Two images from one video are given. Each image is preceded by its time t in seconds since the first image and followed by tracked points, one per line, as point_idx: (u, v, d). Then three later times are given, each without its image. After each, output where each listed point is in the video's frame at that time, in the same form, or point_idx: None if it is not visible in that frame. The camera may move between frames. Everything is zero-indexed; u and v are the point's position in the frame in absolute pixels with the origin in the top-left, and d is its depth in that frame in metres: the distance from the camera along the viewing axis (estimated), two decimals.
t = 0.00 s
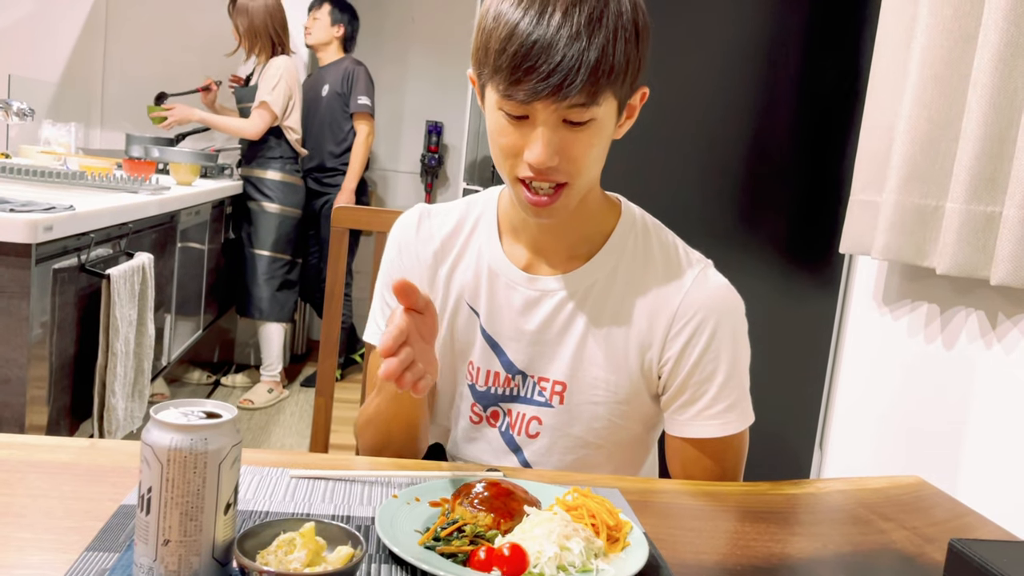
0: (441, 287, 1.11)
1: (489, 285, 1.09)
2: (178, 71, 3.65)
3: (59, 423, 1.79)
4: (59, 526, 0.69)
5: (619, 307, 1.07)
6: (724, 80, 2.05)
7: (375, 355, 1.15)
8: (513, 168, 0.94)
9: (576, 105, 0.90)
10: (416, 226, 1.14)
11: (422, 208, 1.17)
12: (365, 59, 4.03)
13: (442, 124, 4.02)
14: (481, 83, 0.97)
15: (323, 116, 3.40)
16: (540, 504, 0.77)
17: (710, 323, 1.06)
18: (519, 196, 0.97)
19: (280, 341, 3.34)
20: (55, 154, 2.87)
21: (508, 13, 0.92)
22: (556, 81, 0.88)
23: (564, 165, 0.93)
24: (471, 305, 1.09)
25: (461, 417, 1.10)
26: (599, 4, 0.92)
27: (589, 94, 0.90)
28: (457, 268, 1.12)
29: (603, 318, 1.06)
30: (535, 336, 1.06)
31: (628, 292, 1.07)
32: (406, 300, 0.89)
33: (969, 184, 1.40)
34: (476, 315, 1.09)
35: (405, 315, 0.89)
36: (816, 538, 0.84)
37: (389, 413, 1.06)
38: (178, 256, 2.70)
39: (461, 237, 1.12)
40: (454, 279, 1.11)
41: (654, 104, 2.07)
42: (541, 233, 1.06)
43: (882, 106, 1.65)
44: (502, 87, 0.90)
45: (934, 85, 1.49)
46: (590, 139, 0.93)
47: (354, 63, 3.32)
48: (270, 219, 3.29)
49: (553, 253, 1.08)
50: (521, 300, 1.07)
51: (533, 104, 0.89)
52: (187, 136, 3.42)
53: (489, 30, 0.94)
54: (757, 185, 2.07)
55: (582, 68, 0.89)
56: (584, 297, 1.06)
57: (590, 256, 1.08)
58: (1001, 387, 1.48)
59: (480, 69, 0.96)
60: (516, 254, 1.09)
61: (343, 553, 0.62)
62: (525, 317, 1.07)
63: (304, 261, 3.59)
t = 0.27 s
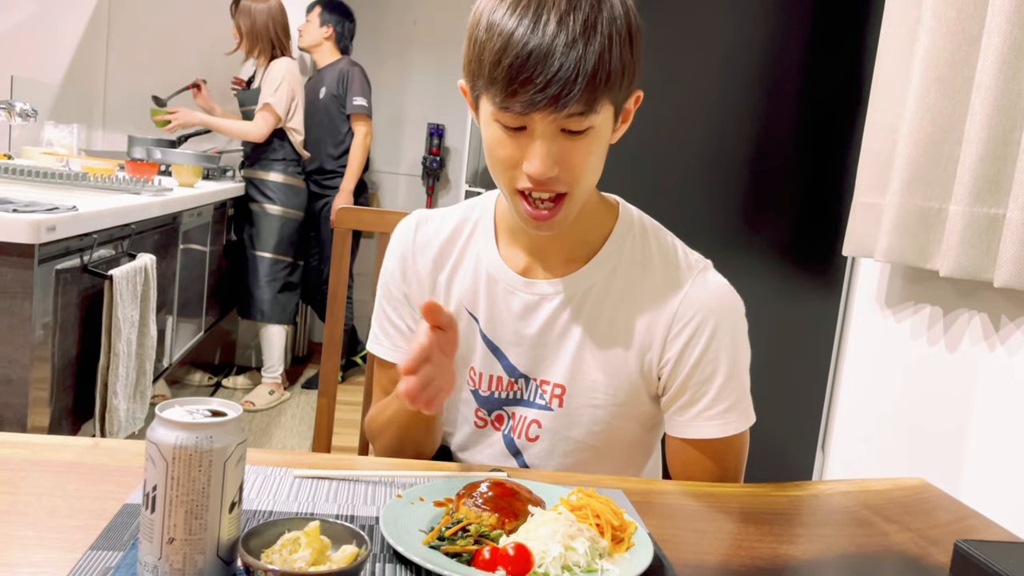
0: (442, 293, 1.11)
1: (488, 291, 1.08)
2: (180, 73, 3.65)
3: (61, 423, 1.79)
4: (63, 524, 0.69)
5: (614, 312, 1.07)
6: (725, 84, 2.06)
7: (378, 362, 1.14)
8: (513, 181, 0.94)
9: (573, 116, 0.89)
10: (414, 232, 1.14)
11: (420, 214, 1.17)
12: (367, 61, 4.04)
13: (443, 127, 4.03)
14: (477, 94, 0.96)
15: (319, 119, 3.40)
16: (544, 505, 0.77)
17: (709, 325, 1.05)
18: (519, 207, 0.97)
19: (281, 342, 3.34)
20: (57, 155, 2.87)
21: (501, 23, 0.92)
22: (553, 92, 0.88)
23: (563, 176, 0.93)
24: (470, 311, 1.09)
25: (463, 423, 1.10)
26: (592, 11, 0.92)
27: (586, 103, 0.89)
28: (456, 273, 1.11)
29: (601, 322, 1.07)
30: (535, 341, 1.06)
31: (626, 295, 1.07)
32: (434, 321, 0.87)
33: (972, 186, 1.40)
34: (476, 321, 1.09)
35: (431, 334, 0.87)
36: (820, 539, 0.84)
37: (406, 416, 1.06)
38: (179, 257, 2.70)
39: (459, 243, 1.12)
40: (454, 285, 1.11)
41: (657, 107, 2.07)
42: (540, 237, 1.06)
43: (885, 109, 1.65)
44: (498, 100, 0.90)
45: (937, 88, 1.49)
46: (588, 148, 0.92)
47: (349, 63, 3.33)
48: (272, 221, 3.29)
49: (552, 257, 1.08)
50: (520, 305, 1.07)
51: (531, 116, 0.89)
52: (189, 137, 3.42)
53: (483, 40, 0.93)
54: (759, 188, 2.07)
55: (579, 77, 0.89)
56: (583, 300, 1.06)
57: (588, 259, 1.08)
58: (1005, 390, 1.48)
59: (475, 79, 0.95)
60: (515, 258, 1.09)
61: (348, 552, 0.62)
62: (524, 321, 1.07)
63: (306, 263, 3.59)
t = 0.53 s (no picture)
0: (440, 299, 1.10)
1: (486, 296, 1.08)
2: (182, 74, 3.66)
3: (63, 424, 1.79)
4: (66, 525, 0.69)
5: (609, 318, 1.06)
6: (727, 86, 2.06)
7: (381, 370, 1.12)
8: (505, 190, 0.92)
9: (564, 124, 0.88)
10: (411, 237, 1.13)
11: (416, 219, 1.16)
12: (369, 62, 4.04)
13: (445, 128, 4.03)
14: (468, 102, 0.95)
15: (315, 122, 3.39)
16: (548, 507, 0.77)
17: (706, 329, 1.04)
18: (512, 216, 0.95)
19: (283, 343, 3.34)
20: (59, 156, 2.87)
21: (492, 32, 0.91)
22: (543, 100, 0.87)
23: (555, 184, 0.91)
24: (470, 318, 1.09)
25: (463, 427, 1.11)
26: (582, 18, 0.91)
27: (577, 111, 0.88)
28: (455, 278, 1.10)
29: (599, 327, 1.06)
30: (532, 348, 1.07)
31: (622, 299, 1.06)
32: (508, 342, 0.94)
33: (975, 188, 1.40)
34: (476, 328, 1.09)
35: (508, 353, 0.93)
36: (823, 541, 0.84)
37: (429, 434, 1.03)
38: (181, 259, 2.70)
39: (457, 247, 1.11)
40: (452, 291, 1.10)
41: (659, 108, 2.07)
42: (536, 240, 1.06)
43: (887, 111, 1.65)
44: (488, 109, 0.89)
45: (940, 90, 1.49)
46: (580, 156, 0.91)
47: (341, 62, 3.32)
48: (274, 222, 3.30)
49: (548, 261, 1.07)
50: (518, 310, 1.07)
51: (521, 125, 0.88)
52: (192, 139, 3.42)
53: (473, 49, 0.93)
54: (761, 190, 2.07)
55: (568, 86, 0.87)
56: (580, 303, 1.06)
57: (585, 263, 1.07)
58: (1008, 392, 1.47)
59: (466, 89, 0.95)
60: (511, 262, 1.08)
61: (351, 554, 0.62)
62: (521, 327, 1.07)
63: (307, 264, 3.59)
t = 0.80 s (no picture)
0: (439, 299, 1.10)
1: (486, 291, 1.08)
2: (183, 74, 3.65)
3: (64, 423, 1.79)
4: (66, 525, 0.69)
5: (615, 305, 1.06)
6: (728, 84, 2.05)
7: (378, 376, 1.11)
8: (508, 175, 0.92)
9: (565, 106, 0.89)
10: (406, 240, 1.13)
11: (412, 221, 1.16)
12: (370, 62, 4.04)
13: (446, 128, 4.03)
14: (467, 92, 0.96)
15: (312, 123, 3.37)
16: (548, 506, 0.77)
17: (709, 313, 1.05)
18: (515, 201, 0.95)
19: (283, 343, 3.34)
20: (60, 155, 2.87)
21: (489, 19, 0.92)
22: (543, 83, 0.87)
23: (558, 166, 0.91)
24: (469, 314, 1.09)
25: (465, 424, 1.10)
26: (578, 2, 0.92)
27: (577, 93, 0.89)
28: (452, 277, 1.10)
29: (602, 316, 1.06)
30: (536, 339, 1.06)
31: (625, 286, 1.07)
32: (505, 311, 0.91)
33: (976, 188, 1.40)
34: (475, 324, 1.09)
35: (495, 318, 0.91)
36: (824, 541, 0.84)
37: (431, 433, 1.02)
38: (182, 258, 2.70)
39: (454, 246, 1.11)
40: (451, 290, 1.10)
41: (660, 108, 2.07)
42: (536, 235, 1.06)
43: (889, 112, 1.65)
44: (489, 94, 0.89)
45: (941, 90, 1.49)
46: (581, 138, 0.91)
47: (333, 61, 3.30)
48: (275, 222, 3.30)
49: (548, 254, 1.07)
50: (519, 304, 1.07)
51: (522, 109, 0.88)
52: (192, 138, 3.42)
53: (472, 36, 0.93)
54: (762, 189, 2.07)
55: (568, 69, 0.88)
56: (581, 296, 1.06)
57: (584, 256, 1.08)
58: (1008, 393, 1.47)
59: (465, 78, 0.95)
60: (511, 257, 1.09)
61: (351, 554, 0.62)
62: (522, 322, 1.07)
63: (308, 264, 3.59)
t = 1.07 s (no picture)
0: (435, 300, 1.10)
1: (481, 292, 1.08)
2: (183, 72, 3.65)
3: (64, 422, 1.79)
4: (66, 523, 0.69)
5: (610, 304, 1.06)
6: (728, 82, 2.05)
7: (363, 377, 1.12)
8: (504, 154, 0.92)
9: (559, 80, 0.90)
10: (402, 241, 1.12)
11: (406, 223, 1.15)
12: (370, 61, 4.04)
13: (446, 127, 4.02)
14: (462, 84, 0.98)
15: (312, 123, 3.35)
16: (549, 504, 0.77)
17: (703, 311, 1.05)
18: (511, 184, 0.94)
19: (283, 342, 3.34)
20: (60, 154, 2.87)
21: (481, 8, 0.94)
22: (536, 57, 0.89)
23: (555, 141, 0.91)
24: (465, 315, 1.09)
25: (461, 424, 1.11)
26: None
27: (570, 66, 0.91)
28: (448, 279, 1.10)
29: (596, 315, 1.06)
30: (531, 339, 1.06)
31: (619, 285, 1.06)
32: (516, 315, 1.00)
33: (977, 185, 1.40)
34: (472, 326, 1.09)
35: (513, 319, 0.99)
36: (824, 540, 0.84)
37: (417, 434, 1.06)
38: (182, 257, 2.70)
39: (449, 247, 1.11)
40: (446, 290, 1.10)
41: (661, 106, 2.07)
42: (531, 232, 1.06)
43: (890, 110, 1.65)
44: (484, 73, 0.91)
45: (942, 88, 1.49)
46: (576, 116, 0.92)
47: (332, 60, 3.28)
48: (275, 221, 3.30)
49: (543, 252, 1.07)
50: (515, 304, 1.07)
51: (517, 83, 0.90)
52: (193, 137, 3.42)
53: (465, 25, 0.96)
54: (763, 188, 2.07)
55: (560, 45, 0.90)
56: (577, 294, 1.06)
57: (579, 253, 1.07)
58: (1009, 392, 1.47)
59: (459, 68, 0.97)
60: (506, 257, 1.08)
61: (352, 552, 0.62)
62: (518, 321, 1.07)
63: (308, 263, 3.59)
